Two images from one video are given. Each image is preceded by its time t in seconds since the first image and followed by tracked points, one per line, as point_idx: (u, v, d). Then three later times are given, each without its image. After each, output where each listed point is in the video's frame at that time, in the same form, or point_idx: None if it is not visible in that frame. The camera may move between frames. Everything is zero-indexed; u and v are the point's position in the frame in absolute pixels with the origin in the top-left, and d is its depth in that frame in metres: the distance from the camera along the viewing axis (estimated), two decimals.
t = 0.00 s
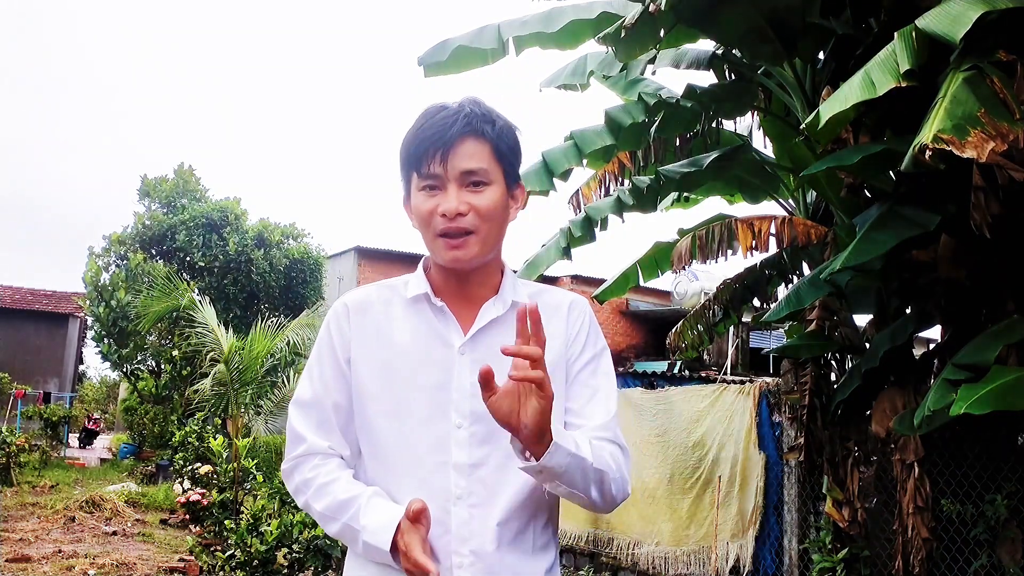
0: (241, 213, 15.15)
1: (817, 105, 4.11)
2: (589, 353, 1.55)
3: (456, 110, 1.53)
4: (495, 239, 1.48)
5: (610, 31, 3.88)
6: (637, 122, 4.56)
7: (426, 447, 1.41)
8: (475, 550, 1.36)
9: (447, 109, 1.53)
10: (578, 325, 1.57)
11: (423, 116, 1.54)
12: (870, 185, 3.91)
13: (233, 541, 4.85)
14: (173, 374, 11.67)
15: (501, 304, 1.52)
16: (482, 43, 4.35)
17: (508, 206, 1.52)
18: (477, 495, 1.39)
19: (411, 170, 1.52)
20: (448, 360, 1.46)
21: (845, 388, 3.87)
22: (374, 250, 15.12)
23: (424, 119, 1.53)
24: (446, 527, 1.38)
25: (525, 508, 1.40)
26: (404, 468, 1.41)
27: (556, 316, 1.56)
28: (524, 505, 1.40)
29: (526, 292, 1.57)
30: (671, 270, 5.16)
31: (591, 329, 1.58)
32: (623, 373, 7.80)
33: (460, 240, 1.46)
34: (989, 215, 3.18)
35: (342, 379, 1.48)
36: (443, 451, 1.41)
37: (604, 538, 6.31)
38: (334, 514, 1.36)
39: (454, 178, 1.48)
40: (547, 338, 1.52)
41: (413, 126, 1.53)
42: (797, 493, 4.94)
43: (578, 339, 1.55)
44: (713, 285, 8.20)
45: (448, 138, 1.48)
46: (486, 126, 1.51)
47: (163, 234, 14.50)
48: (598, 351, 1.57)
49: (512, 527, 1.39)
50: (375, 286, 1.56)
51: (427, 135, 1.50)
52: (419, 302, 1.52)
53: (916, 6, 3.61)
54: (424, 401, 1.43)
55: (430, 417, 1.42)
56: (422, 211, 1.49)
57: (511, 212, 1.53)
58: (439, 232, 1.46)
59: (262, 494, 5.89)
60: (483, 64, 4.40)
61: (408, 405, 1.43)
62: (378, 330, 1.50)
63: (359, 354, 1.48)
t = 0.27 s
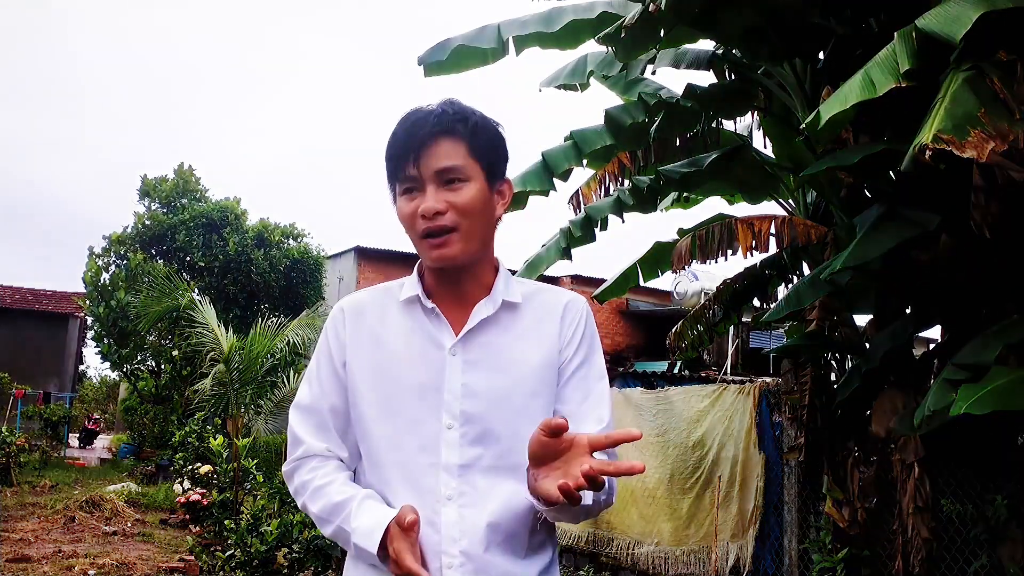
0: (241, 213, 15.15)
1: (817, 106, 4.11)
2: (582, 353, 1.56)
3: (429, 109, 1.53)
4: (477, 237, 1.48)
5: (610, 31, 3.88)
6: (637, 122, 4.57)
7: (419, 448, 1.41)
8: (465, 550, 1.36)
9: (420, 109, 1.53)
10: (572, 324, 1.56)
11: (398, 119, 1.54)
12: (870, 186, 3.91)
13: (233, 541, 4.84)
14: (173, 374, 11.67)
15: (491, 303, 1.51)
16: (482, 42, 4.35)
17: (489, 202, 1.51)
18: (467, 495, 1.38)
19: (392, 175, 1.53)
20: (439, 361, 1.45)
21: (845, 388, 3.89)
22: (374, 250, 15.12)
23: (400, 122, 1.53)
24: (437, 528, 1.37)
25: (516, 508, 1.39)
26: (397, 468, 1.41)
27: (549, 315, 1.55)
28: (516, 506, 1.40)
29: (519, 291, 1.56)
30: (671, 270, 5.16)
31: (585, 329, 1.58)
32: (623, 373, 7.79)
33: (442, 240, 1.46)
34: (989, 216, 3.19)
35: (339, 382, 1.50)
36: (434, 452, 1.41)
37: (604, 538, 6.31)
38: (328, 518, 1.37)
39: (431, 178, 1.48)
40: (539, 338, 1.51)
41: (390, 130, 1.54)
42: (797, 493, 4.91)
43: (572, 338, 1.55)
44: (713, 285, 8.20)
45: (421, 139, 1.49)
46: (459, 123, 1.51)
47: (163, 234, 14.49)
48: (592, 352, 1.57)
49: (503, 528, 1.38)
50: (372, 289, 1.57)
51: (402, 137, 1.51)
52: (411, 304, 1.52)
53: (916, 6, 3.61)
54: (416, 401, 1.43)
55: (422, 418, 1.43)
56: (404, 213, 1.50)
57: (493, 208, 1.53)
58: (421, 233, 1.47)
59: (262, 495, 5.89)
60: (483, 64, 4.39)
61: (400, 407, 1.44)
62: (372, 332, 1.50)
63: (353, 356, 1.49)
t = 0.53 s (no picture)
0: (241, 213, 15.15)
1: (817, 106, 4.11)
2: (579, 353, 1.56)
3: (441, 108, 1.52)
4: (482, 239, 1.48)
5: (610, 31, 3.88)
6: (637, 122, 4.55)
7: (418, 448, 1.41)
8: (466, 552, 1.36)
9: (432, 108, 1.53)
10: (571, 324, 1.57)
11: (408, 116, 1.54)
12: (870, 186, 3.91)
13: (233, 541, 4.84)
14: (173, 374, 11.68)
15: (491, 303, 1.52)
16: (481, 42, 4.35)
17: (495, 204, 1.52)
18: (468, 496, 1.39)
19: (398, 173, 1.53)
20: (437, 361, 1.46)
21: (844, 388, 3.87)
22: (374, 250, 15.12)
23: (409, 119, 1.52)
24: (437, 529, 1.38)
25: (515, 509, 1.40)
26: (396, 469, 1.41)
27: (548, 315, 1.55)
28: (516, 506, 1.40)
29: (518, 291, 1.56)
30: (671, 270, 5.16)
31: (583, 330, 1.58)
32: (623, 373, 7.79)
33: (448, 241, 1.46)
34: (989, 215, 3.18)
35: (335, 382, 1.49)
36: (434, 453, 1.41)
37: (604, 538, 6.30)
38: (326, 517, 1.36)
39: (440, 178, 1.48)
40: (538, 339, 1.51)
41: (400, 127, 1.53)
42: (797, 494, 4.92)
43: (571, 339, 1.55)
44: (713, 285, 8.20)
45: (432, 138, 1.48)
46: (471, 125, 1.51)
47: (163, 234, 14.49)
48: (591, 353, 1.58)
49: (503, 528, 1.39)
50: (368, 289, 1.57)
51: (412, 135, 1.50)
52: (409, 305, 1.52)
53: (916, 6, 3.61)
54: (415, 402, 1.43)
55: (420, 419, 1.43)
56: (410, 212, 1.49)
57: (498, 210, 1.53)
58: (426, 233, 1.47)
59: (262, 495, 5.89)
60: (483, 64, 4.39)
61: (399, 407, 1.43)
62: (369, 331, 1.50)
63: (351, 356, 1.49)
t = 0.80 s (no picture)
0: (241, 213, 15.14)
1: (817, 106, 4.11)
2: (581, 358, 1.58)
3: (458, 104, 1.53)
4: (494, 237, 1.49)
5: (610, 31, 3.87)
6: (636, 122, 4.55)
7: (425, 449, 1.41)
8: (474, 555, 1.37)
9: (449, 103, 1.54)
10: (574, 329, 1.59)
11: (424, 110, 1.54)
12: (870, 186, 3.91)
13: (233, 541, 4.84)
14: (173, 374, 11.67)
15: (498, 305, 1.53)
16: (481, 42, 4.35)
17: (506, 203, 1.53)
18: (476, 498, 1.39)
19: (411, 164, 1.52)
20: (445, 363, 1.46)
21: (845, 387, 3.87)
22: (374, 250, 15.12)
23: (424, 113, 1.53)
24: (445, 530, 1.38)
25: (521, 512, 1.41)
26: (402, 470, 1.41)
27: (552, 319, 1.57)
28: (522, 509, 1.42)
29: (523, 293, 1.57)
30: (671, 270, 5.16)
31: (584, 334, 1.60)
32: (623, 373, 7.80)
33: (459, 235, 1.46)
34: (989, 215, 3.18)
35: (338, 379, 1.48)
36: (441, 454, 1.41)
37: (604, 538, 6.30)
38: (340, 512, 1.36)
39: (454, 171, 1.49)
40: (543, 342, 1.53)
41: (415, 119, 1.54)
42: (797, 494, 4.93)
43: (574, 343, 1.57)
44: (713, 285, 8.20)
45: (449, 131, 1.49)
46: (487, 121, 1.52)
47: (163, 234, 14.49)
48: (592, 358, 1.61)
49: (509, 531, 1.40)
50: (371, 286, 1.56)
51: (428, 128, 1.51)
52: (415, 304, 1.52)
53: (916, 6, 3.61)
54: (422, 403, 1.43)
55: (428, 420, 1.42)
56: (421, 205, 1.49)
57: (509, 209, 1.54)
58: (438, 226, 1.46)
59: (262, 495, 5.89)
60: (483, 64, 4.39)
61: (405, 407, 1.43)
62: (374, 330, 1.49)
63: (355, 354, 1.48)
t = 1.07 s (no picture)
0: (241, 213, 15.14)
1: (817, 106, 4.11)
2: (580, 358, 1.60)
3: (482, 104, 1.53)
4: (508, 239, 1.50)
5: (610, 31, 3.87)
6: (636, 122, 4.56)
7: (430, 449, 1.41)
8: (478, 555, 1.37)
9: (474, 102, 1.54)
10: (574, 329, 1.60)
11: (447, 106, 1.53)
12: (870, 185, 3.91)
13: (233, 541, 4.85)
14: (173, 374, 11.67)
15: (502, 306, 1.53)
16: (481, 43, 4.35)
17: (519, 206, 1.54)
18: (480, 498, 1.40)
19: (430, 158, 1.51)
20: (449, 362, 1.46)
21: (845, 387, 3.87)
22: (374, 250, 15.12)
23: (448, 109, 1.52)
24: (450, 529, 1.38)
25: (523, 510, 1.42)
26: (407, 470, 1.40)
27: (553, 319, 1.58)
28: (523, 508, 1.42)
29: (525, 294, 1.58)
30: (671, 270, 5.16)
31: (583, 335, 1.62)
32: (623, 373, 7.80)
33: (477, 235, 1.46)
34: (989, 215, 3.18)
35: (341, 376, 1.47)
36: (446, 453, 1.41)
37: (603, 538, 6.30)
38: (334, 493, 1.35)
39: (475, 171, 1.48)
40: (546, 342, 1.54)
41: (438, 113, 1.52)
42: (797, 494, 4.93)
43: (574, 344, 1.59)
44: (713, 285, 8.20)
45: (475, 130, 1.49)
46: (509, 125, 1.53)
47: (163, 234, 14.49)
48: (588, 358, 1.62)
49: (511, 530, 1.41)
50: (372, 283, 1.54)
51: (453, 125, 1.50)
52: (419, 302, 1.52)
53: (916, 6, 3.61)
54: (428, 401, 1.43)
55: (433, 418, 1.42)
56: (439, 201, 1.48)
57: (521, 213, 1.56)
58: (457, 224, 1.46)
59: (262, 495, 5.89)
60: (483, 64, 4.40)
61: (410, 406, 1.43)
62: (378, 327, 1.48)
63: (359, 351, 1.46)
